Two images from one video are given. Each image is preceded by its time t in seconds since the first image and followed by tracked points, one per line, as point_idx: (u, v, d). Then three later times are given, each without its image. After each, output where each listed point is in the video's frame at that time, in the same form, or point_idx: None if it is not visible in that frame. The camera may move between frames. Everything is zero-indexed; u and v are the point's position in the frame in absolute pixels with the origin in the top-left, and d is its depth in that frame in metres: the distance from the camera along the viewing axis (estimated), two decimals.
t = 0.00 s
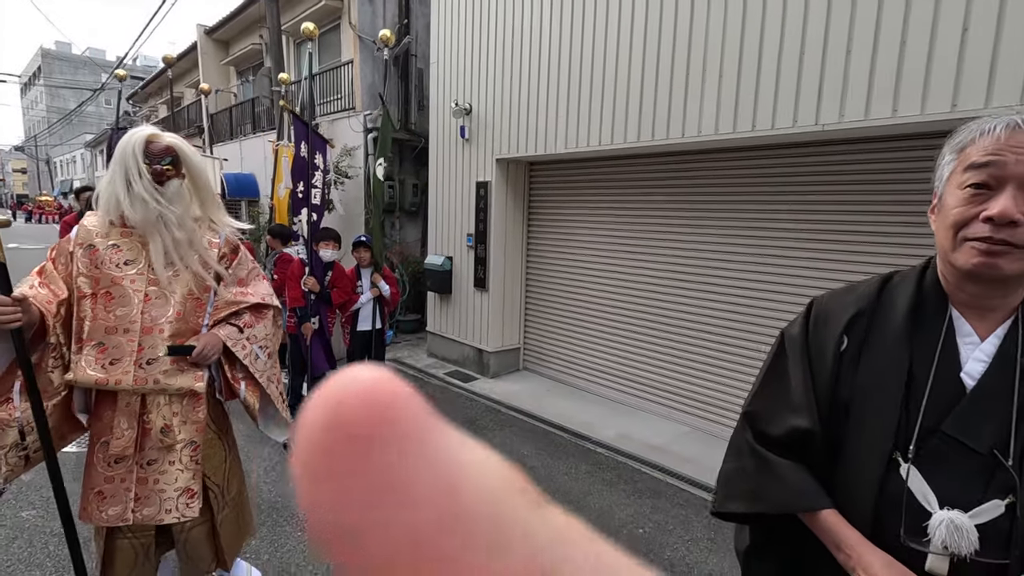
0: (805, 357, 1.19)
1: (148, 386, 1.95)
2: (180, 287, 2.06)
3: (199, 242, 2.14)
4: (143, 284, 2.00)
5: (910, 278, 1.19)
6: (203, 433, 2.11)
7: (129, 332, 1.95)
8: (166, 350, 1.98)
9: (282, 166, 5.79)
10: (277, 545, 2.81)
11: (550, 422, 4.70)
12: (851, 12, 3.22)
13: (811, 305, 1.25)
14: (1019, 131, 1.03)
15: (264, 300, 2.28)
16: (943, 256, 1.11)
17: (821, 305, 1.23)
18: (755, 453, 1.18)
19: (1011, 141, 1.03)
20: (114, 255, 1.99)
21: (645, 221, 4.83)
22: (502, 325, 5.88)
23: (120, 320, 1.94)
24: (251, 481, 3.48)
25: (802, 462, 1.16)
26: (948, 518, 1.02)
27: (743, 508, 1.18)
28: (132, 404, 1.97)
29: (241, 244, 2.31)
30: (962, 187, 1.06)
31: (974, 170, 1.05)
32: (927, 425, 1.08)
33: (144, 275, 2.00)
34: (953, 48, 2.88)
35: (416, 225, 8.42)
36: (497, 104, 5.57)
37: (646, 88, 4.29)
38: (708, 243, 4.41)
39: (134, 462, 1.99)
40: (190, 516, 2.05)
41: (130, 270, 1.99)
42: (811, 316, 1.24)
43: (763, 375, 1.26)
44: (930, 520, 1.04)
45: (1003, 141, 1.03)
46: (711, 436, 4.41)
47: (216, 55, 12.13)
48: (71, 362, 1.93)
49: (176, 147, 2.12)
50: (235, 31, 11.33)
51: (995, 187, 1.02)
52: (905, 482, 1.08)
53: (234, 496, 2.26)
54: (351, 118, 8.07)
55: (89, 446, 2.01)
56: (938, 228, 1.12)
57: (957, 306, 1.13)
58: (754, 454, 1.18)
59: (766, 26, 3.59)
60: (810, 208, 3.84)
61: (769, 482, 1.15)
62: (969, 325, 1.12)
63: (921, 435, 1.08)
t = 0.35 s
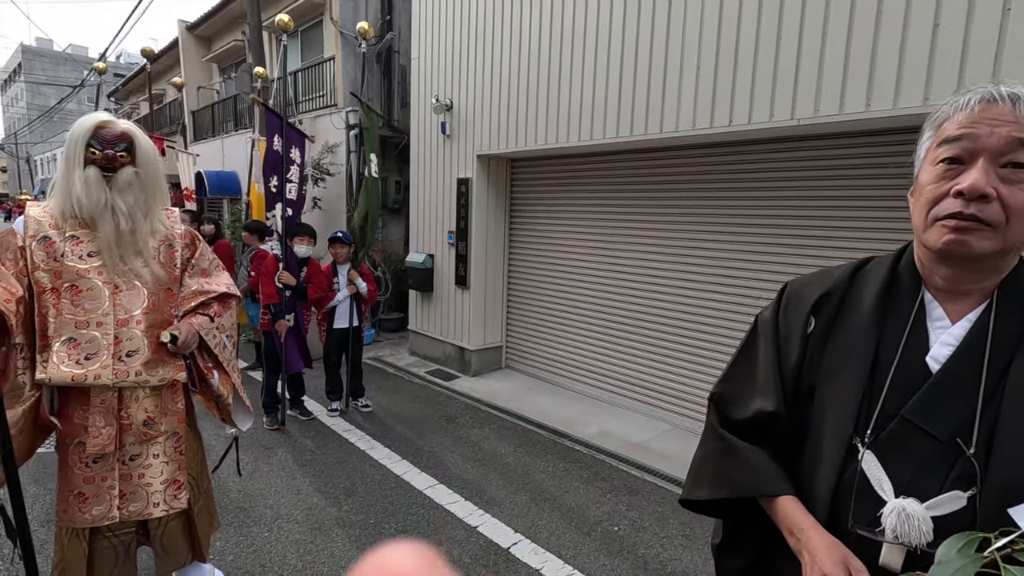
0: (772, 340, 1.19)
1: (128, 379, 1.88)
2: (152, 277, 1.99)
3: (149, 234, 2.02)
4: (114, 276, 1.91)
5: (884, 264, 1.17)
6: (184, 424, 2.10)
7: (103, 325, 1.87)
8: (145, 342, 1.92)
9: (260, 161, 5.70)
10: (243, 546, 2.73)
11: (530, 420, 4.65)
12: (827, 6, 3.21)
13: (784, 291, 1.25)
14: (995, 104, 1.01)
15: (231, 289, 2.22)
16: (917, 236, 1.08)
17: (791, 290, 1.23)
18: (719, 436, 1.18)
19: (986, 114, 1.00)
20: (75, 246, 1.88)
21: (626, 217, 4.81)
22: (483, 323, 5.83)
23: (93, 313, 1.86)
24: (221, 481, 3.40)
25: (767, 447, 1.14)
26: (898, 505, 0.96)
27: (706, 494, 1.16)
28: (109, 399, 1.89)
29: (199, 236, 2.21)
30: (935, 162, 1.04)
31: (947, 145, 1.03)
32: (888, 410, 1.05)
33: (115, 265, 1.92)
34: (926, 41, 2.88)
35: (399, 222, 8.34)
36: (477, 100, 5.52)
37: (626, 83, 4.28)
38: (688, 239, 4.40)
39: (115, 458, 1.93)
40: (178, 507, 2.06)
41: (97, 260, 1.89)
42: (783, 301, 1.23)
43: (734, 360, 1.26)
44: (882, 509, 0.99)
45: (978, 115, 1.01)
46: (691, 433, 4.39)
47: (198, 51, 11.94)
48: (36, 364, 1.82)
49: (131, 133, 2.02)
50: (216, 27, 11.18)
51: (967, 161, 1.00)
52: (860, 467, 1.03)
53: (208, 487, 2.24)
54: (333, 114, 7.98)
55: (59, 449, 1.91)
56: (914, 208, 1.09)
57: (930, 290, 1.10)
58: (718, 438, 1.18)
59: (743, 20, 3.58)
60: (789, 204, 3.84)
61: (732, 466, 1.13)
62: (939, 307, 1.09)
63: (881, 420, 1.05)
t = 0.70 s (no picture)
0: (760, 311, 1.20)
1: (120, 365, 1.84)
2: (145, 263, 1.95)
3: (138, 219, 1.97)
4: (104, 260, 1.86)
5: (869, 225, 1.18)
6: (177, 412, 2.04)
7: (94, 310, 1.82)
8: (138, 327, 1.88)
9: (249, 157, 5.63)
10: (232, 541, 2.69)
11: (523, 416, 4.63)
12: None
13: (770, 259, 1.26)
14: (962, 49, 1.01)
15: (225, 277, 2.18)
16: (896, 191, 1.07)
17: (777, 259, 1.24)
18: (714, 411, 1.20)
19: (953, 59, 1.00)
20: (64, 229, 1.84)
21: (618, 212, 4.81)
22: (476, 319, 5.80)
23: (83, 298, 1.82)
24: (209, 477, 3.35)
25: (761, 418, 1.16)
26: (898, 465, 0.95)
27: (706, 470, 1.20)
28: (98, 386, 1.84)
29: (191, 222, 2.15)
30: (908, 113, 1.04)
31: (918, 93, 1.03)
32: (881, 369, 1.04)
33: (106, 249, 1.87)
34: (915, 32, 2.90)
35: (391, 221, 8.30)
36: (469, 95, 5.50)
37: (618, 77, 4.28)
38: (681, 234, 4.40)
39: (105, 446, 1.88)
40: (171, 496, 2.01)
41: (88, 244, 1.84)
42: (769, 270, 1.24)
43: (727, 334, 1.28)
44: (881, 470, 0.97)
45: (946, 62, 1.01)
46: (683, 427, 4.38)
47: (186, 50, 11.82)
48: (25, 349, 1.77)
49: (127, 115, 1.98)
50: (205, 25, 11.09)
51: (938, 108, 1.00)
52: (855, 429, 1.02)
53: (200, 477, 2.20)
54: (323, 112, 7.92)
55: (50, 436, 1.87)
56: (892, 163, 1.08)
57: (918, 247, 1.10)
58: (714, 413, 1.20)
59: (735, 13, 3.59)
60: (780, 197, 3.86)
61: (727, 440, 1.16)
62: (929, 263, 1.07)
63: (874, 380, 1.04)
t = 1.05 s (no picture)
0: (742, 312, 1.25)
1: (123, 371, 1.86)
2: (147, 270, 1.96)
3: (150, 228, 2.00)
4: (107, 267, 1.88)
5: (847, 230, 1.23)
6: (177, 416, 2.05)
7: (98, 317, 1.84)
8: (139, 335, 1.90)
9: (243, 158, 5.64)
10: (231, 543, 2.70)
11: (519, 415, 4.65)
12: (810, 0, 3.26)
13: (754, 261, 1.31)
14: (904, 69, 1.03)
15: (226, 282, 2.20)
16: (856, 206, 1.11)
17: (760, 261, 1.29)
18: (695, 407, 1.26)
19: (895, 80, 1.03)
20: (69, 237, 1.84)
21: (614, 213, 4.83)
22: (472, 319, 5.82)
23: (85, 305, 1.83)
24: (208, 479, 3.36)
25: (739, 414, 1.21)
26: (848, 464, 0.96)
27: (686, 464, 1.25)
28: (101, 392, 1.86)
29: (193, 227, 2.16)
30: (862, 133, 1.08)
31: (870, 113, 1.07)
32: (844, 372, 1.07)
33: (111, 256, 1.89)
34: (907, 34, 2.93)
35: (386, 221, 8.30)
36: (464, 96, 5.52)
37: (613, 78, 4.30)
38: (677, 234, 4.43)
39: (107, 450, 1.89)
40: (170, 499, 2.02)
41: (92, 253, 1.86)
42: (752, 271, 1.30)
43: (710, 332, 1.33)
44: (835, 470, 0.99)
45: (892, 79, 1.04)
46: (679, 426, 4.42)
47: (180, 49, 11.75)
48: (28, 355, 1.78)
49: (136, 124, 1.98)
50: (198, 25, 11.03)
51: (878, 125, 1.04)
52: (817, 429, 1.06)
53: (199, 480, 2.21)
54: (318, 112, 7.91)
55: (51, 439, 1.88)
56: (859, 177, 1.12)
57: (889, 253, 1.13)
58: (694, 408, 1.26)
59: (729, 15, 3.61)
60: (775, 196, 3.88)
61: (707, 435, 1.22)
62: (899, 270, 1.10)
63: (837, 382, 1.08)
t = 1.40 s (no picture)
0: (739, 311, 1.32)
1: (123, 372, 1.87)
2: (147, 273, 1.98)
3: (150, 233, 2.01)
4: (107, 270, 1.89)
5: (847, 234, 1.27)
6: (178, 416, 2.07)
7: (99, 320, 1.85)
8: (140, 337, 1.91)
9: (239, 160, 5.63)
10: (231, 544, 2.72)
11: (515, 415, 4.67)
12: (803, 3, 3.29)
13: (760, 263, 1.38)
14: (877, 89, 1.07)
15: (224, 283, 2.21)
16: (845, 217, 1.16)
17: (762, 264, 1.35)
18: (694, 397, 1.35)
19: (870, 99, 1.07)
20: (70, 241, 1.85)
21: (610, 213, 4.86)
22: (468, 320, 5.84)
23: (87, 308, 1.84)
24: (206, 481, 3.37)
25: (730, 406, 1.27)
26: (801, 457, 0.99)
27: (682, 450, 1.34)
28: (102, 393, 1.87)
29: (189, 231, 2.17)
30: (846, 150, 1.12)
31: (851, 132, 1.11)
32: (814, 371, 1.11)
33: (112, 260, 1.90)
34: (898, 38, 2.97)
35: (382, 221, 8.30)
36: (460, 97, 5.53)
37: (608, 80, 4.33)
38: (673, 234, 4.46)
39: (109, 448, 1.90)
40: (173, 496, 2.03)
41: (93, 257, 1.87)
42: (756, 273, 1.36)
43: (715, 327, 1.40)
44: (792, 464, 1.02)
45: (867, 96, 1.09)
46: (674, 424, 4.46)
47: (173, 49, 11.70)
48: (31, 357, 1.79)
49: (137, 131, 2.00)
50: (192, 24, 10.99)
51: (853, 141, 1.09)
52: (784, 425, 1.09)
53: (200, 478, 2.22)
54: (314, 113, 7.90)
55: (54, 438, 1.90)
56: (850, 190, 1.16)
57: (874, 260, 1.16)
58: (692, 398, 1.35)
59: (722, 18, 3.65)
60: (769, 197, 3.91)
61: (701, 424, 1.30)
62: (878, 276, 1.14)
63: (808, 381, 1.11)
